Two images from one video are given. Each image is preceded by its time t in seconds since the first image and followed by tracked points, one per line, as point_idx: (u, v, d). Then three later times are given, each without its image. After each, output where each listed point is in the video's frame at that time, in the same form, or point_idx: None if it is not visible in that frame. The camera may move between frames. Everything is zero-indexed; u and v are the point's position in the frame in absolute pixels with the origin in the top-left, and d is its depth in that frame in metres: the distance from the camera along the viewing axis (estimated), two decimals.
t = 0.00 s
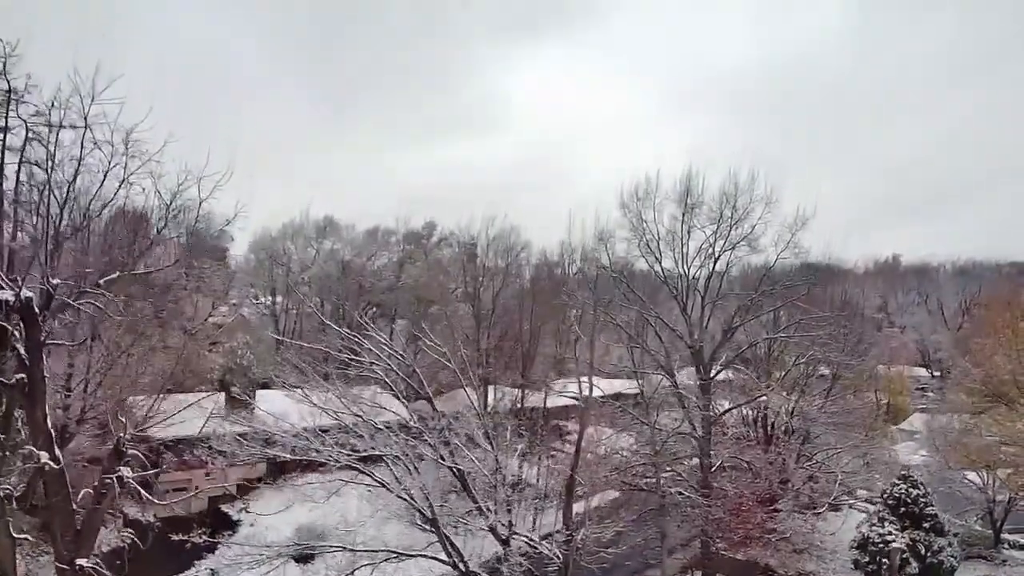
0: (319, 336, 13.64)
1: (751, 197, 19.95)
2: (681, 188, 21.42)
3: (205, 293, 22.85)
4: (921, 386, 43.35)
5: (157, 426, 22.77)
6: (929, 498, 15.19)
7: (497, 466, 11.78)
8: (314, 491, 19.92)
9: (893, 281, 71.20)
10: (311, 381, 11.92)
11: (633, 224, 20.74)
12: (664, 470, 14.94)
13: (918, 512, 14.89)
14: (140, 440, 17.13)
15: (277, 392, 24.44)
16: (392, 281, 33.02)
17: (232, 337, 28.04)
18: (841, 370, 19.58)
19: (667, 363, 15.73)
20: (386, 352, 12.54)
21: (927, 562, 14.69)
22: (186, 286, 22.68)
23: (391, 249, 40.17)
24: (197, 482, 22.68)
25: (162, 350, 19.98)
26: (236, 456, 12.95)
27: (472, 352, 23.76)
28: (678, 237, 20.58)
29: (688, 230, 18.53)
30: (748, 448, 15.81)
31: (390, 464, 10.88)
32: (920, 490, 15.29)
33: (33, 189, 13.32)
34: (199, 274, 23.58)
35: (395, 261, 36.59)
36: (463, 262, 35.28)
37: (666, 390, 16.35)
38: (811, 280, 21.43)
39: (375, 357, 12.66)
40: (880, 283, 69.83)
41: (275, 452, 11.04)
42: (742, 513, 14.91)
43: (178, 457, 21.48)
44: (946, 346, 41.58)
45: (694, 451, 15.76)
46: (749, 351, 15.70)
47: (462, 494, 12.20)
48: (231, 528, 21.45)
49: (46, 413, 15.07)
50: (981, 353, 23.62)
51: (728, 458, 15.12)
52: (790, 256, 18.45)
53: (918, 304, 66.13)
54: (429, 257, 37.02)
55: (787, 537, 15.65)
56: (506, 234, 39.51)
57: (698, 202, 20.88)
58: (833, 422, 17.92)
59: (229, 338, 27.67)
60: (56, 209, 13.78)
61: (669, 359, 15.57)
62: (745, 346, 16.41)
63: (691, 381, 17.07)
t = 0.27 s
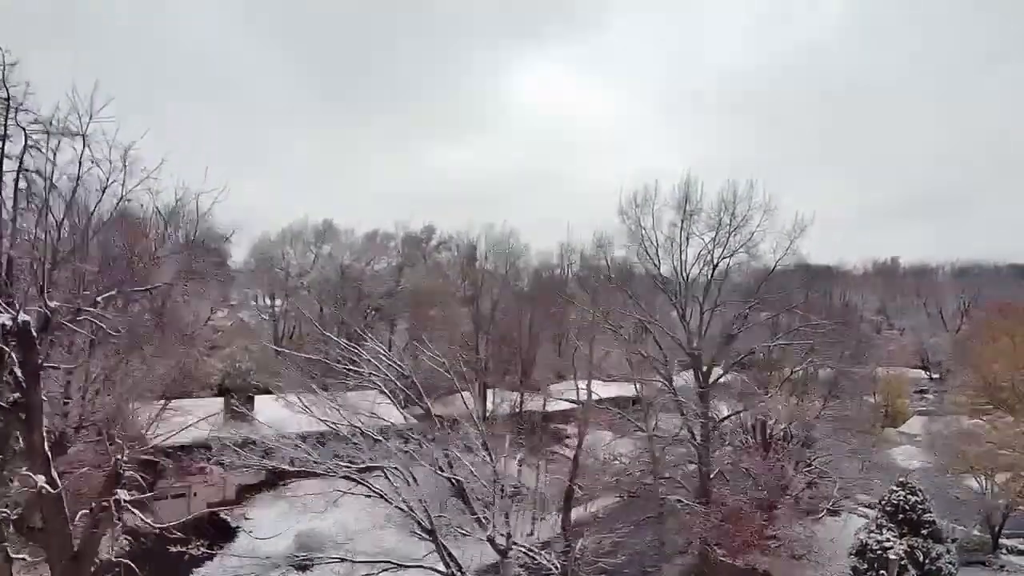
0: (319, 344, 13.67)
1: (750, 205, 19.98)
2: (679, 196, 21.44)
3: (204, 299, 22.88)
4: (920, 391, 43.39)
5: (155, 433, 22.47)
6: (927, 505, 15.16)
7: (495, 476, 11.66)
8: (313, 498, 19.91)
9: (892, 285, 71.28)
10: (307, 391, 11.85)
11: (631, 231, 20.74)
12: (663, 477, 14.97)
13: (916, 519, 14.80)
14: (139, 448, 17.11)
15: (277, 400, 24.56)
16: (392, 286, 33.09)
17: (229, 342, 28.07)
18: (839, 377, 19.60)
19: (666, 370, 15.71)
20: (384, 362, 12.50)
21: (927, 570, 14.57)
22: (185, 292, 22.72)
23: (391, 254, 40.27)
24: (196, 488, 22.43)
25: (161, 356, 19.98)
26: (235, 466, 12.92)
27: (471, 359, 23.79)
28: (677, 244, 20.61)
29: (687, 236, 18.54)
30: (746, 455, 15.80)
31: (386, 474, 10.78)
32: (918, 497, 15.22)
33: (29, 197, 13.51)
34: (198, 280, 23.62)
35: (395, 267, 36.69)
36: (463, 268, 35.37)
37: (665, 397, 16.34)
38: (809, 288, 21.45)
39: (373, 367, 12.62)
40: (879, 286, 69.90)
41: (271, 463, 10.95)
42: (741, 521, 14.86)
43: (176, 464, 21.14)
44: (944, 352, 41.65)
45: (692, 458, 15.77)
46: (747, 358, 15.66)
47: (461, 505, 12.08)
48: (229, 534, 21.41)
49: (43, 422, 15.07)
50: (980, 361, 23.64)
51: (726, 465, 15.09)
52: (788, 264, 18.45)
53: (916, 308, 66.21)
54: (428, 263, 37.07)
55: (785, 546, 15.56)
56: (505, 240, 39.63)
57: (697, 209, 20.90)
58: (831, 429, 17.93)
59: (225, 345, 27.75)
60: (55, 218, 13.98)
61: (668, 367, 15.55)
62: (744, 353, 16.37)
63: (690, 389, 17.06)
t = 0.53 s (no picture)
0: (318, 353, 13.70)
1: (748, 211, 19.95)
2: (678, 203, 21.43)
3: (202, 304, 22.89)
4: (919, 393, 43.46)
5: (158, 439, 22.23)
6: (926, 511, 15.21)
7: (494, 484, 11.60)
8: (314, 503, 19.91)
9: (892, 286, 71.32)
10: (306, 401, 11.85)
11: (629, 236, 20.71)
12: (663, 483, 14.96)
13: (916, 524, 14.81)
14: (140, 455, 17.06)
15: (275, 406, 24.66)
16: (391, 290, 33.16)
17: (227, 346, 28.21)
18: (839, 382, 19.63)
19: (665, 377, 15.70)
20: (383, 371, 12.51)
21: None
22: (184, 298, 22.71)
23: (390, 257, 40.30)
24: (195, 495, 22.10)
25: (161, 361, 19.98)
26: (235, 477, 12.90)
27: (471, 363, 23.84)
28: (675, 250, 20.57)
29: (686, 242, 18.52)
30: (745, 460, 15.81)
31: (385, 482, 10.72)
32: (919, 502, 15.21)
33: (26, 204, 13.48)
34: (197, 285, 23.64)
35: (394, 271, 36.72)
36: (462, 271, 35.45)
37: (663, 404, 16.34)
38: (808, 294, 21.46)
39: (372, 377, 12.63)
40: (878, 288, 69.94)
41: (270, 473, 10.91)
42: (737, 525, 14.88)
43: (177, 470, 20.92)
44: (943, 355, 41.75)
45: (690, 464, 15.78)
46: (747, 364, 15.65)
47: (461, 515, 12.03)
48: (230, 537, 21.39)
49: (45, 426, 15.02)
50: (979, 365, 23.70)
51: (723, 469, 15.09)
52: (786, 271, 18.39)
53: (916, 309, 66.32)
54: (428, 267, 37.20)
55: (782, 551, 15.57)
56: (504, 243, 39.69)
57: (695, 216, 20.89)
58: (831, 435, 17.98)
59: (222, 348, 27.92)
60: (48, 228, 13.92)
61: (667, 372, 15.54)
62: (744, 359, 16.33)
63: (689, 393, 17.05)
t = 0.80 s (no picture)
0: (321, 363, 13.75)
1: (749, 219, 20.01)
2: (678, 210, 21.46)
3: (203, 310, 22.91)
4: (919, 394, 43.54)
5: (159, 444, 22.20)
6: (926, 517, 15.28)
7: (495, 493, 11.54)
8: (315, 509, 19.94)
9: (891, 288, 71.32)
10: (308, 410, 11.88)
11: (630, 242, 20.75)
12: (664, 490, 14.98)
13: (916, 530, 14.91)
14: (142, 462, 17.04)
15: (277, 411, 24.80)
16: (391, 294, 33.22)
17: (228, 351, 28.88)
18: (839, 388, 19.69)
19: (667, 385, 15.72)
20: (385, 381, 12.55)
21: None
22: (184, 304, 22.72)
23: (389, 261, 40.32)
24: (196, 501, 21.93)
25: (162, 368, 19.97)
26: (237, 486, 12.91)
27: (471, 368, 23.89)
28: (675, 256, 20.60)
29: (686, 249, 18.57)
30: (745, 467, 15.85)
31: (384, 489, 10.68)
32: (919, 508, 15.31)
33: (27, 211, 13.53)
34: (198, 290, 23.65)
35: (393, 274, 36.76)
36: (463, 274, 35.53)
37: (664, 411, 16.35)
38: (808, 300, 21.50)
39: (374, 387, 12.66)
40: (878, 289, 69.96)
41: (270, 481, 10.91)
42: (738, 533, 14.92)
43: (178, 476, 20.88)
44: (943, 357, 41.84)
45: (691, 471, 15.82)
46: (749, 372, 15.67)
47: (462, 525, 11.95)
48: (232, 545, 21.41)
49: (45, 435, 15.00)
50: (978, 369, 23.79)
51: (724, 476, 15.12)
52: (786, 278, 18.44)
53: (915, 311, 66.41)
54: (428, 271, 37.26)
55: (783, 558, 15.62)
56: (504, 246, 39.76)
57: (695, 222, 20.92)
58: (831, 441, 18.04)
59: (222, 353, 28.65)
60: (47, 239, 13.89)
61: (669, 380, 15.56)
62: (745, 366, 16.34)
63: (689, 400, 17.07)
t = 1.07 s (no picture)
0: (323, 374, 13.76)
1: (750, 225, 19.97)
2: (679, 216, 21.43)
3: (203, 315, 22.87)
4: (919, 397, 43.55)
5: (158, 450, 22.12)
6: (927, 523, 15.27)
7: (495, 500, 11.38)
8: (315, 515, 19.89)
9: (891, 290, 71.32)
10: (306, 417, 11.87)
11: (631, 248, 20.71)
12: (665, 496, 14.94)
13: (918, 537, 14.87)
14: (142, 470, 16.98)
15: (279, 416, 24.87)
16: (391, 297, 33.21)
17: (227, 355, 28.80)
18: (840, 393, 19.67)
19: (668, 391, 15.68)
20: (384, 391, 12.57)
21: None
22: (184, 309, 22.69)
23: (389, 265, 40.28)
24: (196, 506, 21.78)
25: (162, 374, 19.91)
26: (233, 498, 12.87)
27: (472, 373, 23.87)
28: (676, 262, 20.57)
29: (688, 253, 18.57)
30: (746, 474, 15.82)
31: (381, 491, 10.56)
32: (920, 514, 15.30)
33: (29, 216, 13.59)
34: (198, 295, 23.61)
35: (393, 278, 36.75)
36: (462, 278, 35.51)
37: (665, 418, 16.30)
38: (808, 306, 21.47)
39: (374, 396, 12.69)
40: (878, 291, 69.90)
41: (261, 489, 10.78)
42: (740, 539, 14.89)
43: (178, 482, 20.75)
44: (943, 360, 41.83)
45: (692, 477, 15.78)
46: (750, 379, 15.63)
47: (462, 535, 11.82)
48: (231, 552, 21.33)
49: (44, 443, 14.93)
50: (978, 374, 23.79)
51: (725, 483, 15.09)
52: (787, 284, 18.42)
53: (915, 313, 66.43)
54: (428, 274, 37.22)
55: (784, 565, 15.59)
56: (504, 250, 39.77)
57: (696, 228, 20.88)
58: (832, 447, 18.01)
59: (223, 358, 29.36)
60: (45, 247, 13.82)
61: (670, 387, 15.51)
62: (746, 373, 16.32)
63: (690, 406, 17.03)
